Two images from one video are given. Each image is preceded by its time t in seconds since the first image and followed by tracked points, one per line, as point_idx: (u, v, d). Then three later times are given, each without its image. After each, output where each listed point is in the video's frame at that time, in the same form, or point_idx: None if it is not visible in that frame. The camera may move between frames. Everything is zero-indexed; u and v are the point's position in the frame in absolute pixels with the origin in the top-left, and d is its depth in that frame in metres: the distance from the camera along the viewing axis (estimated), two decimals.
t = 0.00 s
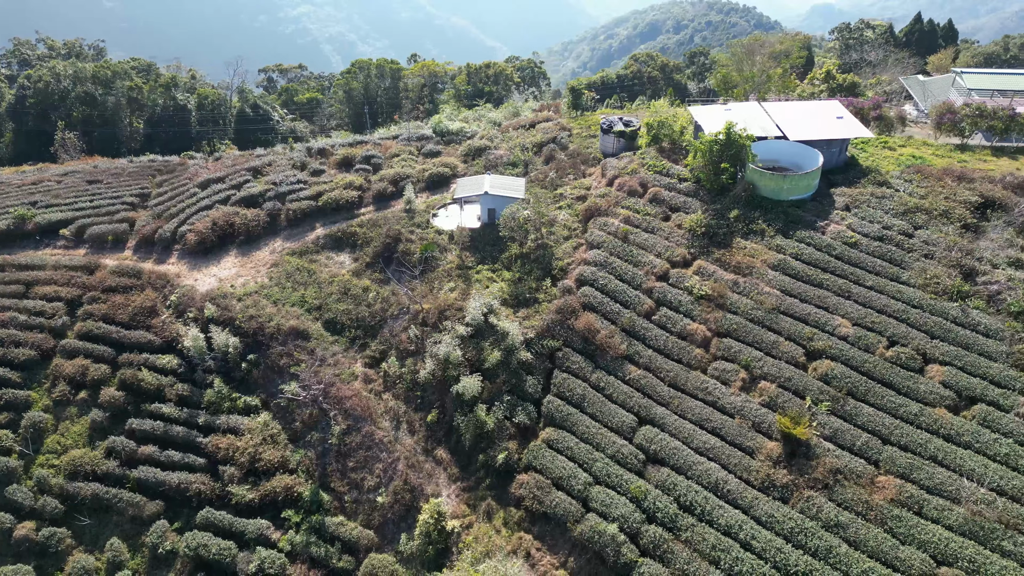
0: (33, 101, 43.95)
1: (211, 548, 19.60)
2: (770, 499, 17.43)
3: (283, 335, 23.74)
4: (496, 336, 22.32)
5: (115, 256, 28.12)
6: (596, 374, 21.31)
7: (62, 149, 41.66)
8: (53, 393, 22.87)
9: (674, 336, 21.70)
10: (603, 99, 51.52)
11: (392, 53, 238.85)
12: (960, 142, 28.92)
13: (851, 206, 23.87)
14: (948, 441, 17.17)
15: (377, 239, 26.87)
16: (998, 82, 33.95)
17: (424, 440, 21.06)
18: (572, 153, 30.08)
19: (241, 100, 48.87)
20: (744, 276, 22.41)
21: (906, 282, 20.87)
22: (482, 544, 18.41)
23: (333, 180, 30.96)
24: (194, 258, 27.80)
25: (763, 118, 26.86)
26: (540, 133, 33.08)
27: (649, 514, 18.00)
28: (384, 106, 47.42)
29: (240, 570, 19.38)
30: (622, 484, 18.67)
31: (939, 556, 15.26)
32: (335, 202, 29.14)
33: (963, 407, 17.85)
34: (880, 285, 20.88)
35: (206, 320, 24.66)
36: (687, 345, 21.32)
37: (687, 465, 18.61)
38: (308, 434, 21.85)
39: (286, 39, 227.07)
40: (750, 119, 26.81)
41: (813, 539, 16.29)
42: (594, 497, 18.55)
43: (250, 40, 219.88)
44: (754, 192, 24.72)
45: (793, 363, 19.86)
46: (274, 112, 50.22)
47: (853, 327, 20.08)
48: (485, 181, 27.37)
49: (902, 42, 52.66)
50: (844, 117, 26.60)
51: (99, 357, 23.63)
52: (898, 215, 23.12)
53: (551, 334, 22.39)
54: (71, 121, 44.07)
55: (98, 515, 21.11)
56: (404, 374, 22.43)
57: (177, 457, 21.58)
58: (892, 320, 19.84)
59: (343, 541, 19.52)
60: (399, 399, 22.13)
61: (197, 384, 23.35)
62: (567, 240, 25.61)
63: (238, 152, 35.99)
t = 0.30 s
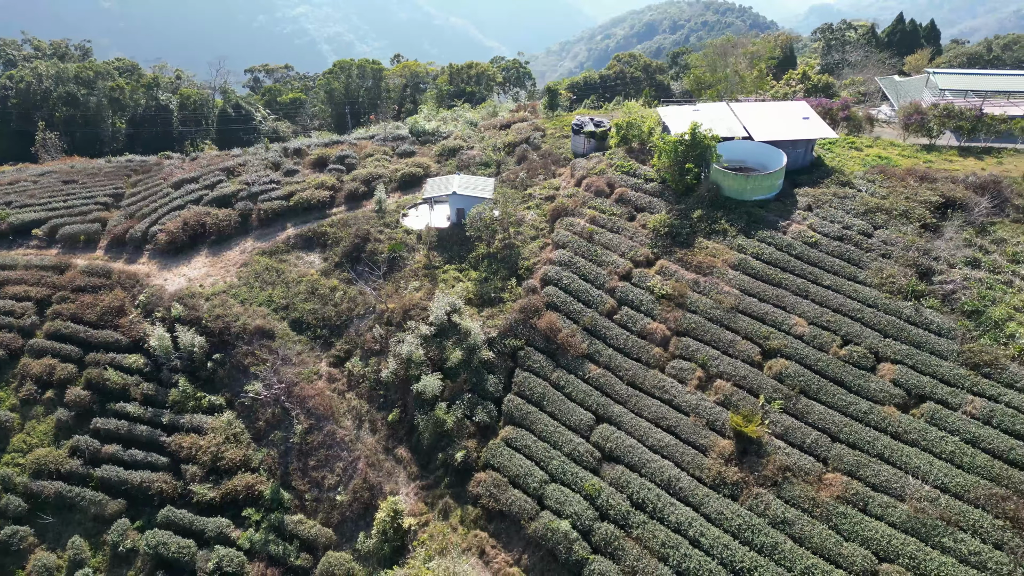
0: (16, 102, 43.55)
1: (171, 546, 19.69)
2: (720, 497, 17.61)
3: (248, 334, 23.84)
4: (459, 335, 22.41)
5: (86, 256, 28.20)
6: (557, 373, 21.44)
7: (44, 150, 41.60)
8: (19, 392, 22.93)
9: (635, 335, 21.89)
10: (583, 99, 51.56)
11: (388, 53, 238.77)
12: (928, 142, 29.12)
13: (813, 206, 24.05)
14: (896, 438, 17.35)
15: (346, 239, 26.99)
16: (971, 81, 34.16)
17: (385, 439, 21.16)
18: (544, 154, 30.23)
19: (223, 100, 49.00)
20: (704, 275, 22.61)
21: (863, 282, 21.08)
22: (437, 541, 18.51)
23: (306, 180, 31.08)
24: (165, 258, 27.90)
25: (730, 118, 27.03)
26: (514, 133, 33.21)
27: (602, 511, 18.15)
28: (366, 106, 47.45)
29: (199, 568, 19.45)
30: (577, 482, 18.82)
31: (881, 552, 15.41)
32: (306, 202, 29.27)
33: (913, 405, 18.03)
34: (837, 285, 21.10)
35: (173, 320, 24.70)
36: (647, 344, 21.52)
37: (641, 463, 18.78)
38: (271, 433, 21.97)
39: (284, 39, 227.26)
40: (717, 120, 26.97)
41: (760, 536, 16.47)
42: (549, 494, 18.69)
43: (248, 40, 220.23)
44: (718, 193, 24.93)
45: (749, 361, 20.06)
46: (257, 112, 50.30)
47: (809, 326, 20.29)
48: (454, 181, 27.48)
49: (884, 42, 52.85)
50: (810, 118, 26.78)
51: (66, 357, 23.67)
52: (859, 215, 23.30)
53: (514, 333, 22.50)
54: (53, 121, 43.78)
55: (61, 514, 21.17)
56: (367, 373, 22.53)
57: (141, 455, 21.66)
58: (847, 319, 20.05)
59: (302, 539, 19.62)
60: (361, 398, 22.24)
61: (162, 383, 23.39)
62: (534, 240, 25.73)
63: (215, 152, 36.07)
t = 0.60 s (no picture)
0: None
1: (130, 545, 19.78)
2: (670, 495, 17.76)
3: (213, 334, 23.94)
4: (421, 335, 22.50)
5: (57, 257, 28.26)
6: (517, 372, 21.54)
7: (23, 150, 41.23)
8: None
9: (595, 335, 22.04)
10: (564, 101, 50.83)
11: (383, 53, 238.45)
12: (896, 143, 29.33)
13: (775, 207, 24.25)
14: (843, 437, 17.53)
15: (315, 239, 27.10)
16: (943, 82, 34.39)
17: (346, 438, 21.26)
18: (515, 154, 30.37)
19: (206, 101, 49.06)
20: (665, 276, 22.81)
21: (820, 282, 21.27)
22: (391, 540, 18.61)
23: (278, 180, 31.17)
24: (135, 258, 27.98)
25: (697, 119, 27.20)
26: (488, 133, 33.33)
27: (555, 510, 18.28)
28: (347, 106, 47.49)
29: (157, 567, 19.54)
30: (531, 480, 18.95)
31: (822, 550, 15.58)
32: (278, 202, 29.37)
33: (862, 405, 18.21)
34: (794, 285, 21.30)
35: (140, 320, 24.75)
36: (606, 344, 21.68)
37: (595, 461, 18.91)
38: (233, 432, 22.05)
39: (278, 39, 226.84)
40: (683, 121, 27.14)
41: (706, 534, 16.64)
42: (503, 493, 18.81)
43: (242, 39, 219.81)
44: (681, 193, 25.20)
45: (704, 361, 20.25)
46: (239, 112, 50.29)
47: (764, 325, 20.50)
48: (423, 181, 27.59)
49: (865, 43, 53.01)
50: (775, 119, 26.95)
51: (32, 357, 23.66)
52: (820, 216, 23.47)
53: (476, 333, 22.58)
54: (33, 121, 43.39)
55: (23, 513, 21.23)
56: (330, 373, 22.62)
57: (103, 455, 21.71)
58: (802, 319, 20.24)
59: (259, 538, 19.73)
60: (324, 398, 22.35)
61: (127, 383, 23.43)
62: (500, 240, 25.83)
63: (191, 152, 36.14)
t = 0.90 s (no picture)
0: None
1: (88, 544, 19.86)
2: (620, 494, 17.90)
3: (177, 334, 24.02)
4: (382, 335, 22.57)
5: (27, 257, 28.33)
6: (476, 372, 21.59)
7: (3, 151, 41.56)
8: None
9: (555, 335, 22.15)
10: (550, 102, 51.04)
11: (379, 53, 238.35)
12: (863, 144, 29.49)
13: (737, 208, 24.41)
14: (790, 436, 17.70)
15: (282, 239, 27.21)
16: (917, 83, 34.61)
17: (305, 438, 21.35)
18: (485, 155, 30.48)
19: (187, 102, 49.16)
20: (625, 276, 23.00)
21: (776, 282, 21.46)
22: (345, 539, 18.72)
23: (249, 180, 31.24)
24: (104, 258, 28.05)
25: (663, 121, 27.33)
26: (461, 134, 33.43)
27: (507, 508, 18.40)
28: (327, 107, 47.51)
29: (114, 566, 19.63)
30: (485, 479, 19.05)
31: (764, 548, 15.73)
32: (248, 203, 29.46)
33: (811, 404, 18.39)
34: (751, 285, 21.50)
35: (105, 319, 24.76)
36: (565, 344, 21.80)
37: (549, 460, 19.02)
38: (195, 432, 22.12)
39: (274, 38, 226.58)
40: (650, 123, 27.30)
41: (652, 532, 16.78)
42: (457, 492, 18.91)
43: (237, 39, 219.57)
44: (645, 194, 25.42)
45: (660, 361, 20.43)
46: (221, 113, 50.35)
47: (719, 325, 20.70)
48: (391, 182, 27.67)
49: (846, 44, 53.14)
50: (741, 121, 27.10)
51: None
52: (780, 217, 23.65)
53: (437, 333, 22.61)
54: (14, 122, 43.57)
55: None
56: (292, 373, 22.71)
57: (65, 455, 21.76)
58: (756, 320, 20.44)
59: (216, 537, 19.81)
60: (285, 398, 22.44)
61: (91, 383, 23.48)
62: (466, 241, 25.88)
63: (166, 153, 36.20)
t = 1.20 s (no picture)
0: None
1: (45, 544, 19.93)
2: (569, 493, 18.03)
3: (141, 335, 24.11)
4: (343, 335, 22.63)
5: None
6: (435, 373, 21.63)
7: None
8: None
9: (514, 335, 22.23)
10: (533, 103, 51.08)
11: (374, 53, 238.27)
12: (831, 146, 29.66)
13: (698, 209, 24.58)
14: (737, 436, 17.89)
15: (250, 240, 27.33)
16: (889, 86, 34.79)
17: (264, 438, 21.47)
18: (455, 156, 30.58)
19: (169, 103, 49.23)
20: (585, 277, 23.17)
21: (732, 283, 21.66)
22: (298, 539, 18.83)
23: (220, 181, 31.33)
24: (73, 259, 28.15)
25: (630, 122, 27.48)
26: (433, 135, 33.52)
27: (459, 508, 18.50)
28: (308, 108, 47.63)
29: (70, 566, 19.74)
30: (438, 479, 19.15)
31: (705, 546, 15.91)
32: (217, 204, 29.58)
33: (759, 404, 18.59)
34: (707, 286, 21.70)
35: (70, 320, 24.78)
36: (524, 344, 21.88)
37: (502, 460, 19.12)
38: (155, 432, 22.19)
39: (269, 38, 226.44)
40: (615, 124, 27.45)
41: (598, 531, 16.92)
42: (410, 492, 19.02)
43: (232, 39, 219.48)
44: (608, 196, 25.63)
45: (615, 361, 20.60)
46: (202, 113, 50.38)
47: (674, 326, 20.91)
48: (358, 183, 27.73)
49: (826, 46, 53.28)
50: (706, 122, 27.25)
51: None
52: (740, 218, 23.84)
53: (398, 334, 22.64)
54: None
55: None
56: (253, 374, 22.80)
57: (25, 455, 21.79)
58: (710, 320, 20.64)
59: (172, 537, 19.92)
60: (246, 398, 22.55)
61: (55, 383, 23.55)
62: (432, 241, 25.92)
63: (142, 154, 36.29)
